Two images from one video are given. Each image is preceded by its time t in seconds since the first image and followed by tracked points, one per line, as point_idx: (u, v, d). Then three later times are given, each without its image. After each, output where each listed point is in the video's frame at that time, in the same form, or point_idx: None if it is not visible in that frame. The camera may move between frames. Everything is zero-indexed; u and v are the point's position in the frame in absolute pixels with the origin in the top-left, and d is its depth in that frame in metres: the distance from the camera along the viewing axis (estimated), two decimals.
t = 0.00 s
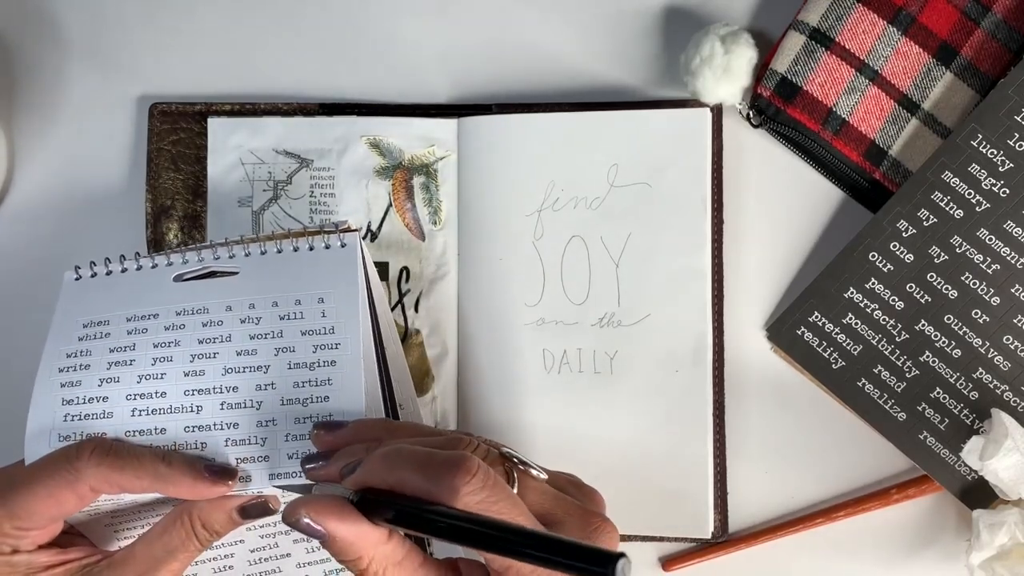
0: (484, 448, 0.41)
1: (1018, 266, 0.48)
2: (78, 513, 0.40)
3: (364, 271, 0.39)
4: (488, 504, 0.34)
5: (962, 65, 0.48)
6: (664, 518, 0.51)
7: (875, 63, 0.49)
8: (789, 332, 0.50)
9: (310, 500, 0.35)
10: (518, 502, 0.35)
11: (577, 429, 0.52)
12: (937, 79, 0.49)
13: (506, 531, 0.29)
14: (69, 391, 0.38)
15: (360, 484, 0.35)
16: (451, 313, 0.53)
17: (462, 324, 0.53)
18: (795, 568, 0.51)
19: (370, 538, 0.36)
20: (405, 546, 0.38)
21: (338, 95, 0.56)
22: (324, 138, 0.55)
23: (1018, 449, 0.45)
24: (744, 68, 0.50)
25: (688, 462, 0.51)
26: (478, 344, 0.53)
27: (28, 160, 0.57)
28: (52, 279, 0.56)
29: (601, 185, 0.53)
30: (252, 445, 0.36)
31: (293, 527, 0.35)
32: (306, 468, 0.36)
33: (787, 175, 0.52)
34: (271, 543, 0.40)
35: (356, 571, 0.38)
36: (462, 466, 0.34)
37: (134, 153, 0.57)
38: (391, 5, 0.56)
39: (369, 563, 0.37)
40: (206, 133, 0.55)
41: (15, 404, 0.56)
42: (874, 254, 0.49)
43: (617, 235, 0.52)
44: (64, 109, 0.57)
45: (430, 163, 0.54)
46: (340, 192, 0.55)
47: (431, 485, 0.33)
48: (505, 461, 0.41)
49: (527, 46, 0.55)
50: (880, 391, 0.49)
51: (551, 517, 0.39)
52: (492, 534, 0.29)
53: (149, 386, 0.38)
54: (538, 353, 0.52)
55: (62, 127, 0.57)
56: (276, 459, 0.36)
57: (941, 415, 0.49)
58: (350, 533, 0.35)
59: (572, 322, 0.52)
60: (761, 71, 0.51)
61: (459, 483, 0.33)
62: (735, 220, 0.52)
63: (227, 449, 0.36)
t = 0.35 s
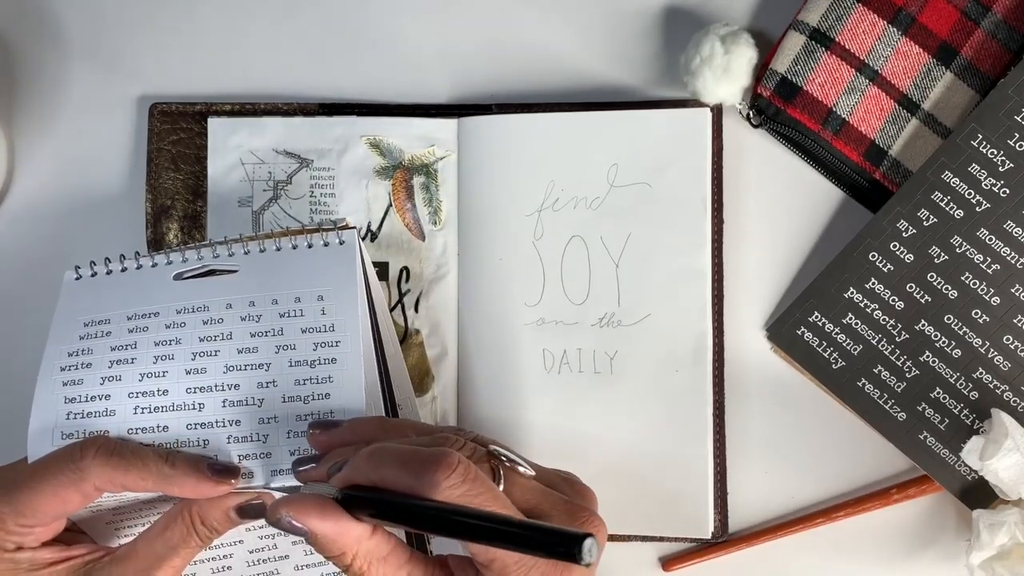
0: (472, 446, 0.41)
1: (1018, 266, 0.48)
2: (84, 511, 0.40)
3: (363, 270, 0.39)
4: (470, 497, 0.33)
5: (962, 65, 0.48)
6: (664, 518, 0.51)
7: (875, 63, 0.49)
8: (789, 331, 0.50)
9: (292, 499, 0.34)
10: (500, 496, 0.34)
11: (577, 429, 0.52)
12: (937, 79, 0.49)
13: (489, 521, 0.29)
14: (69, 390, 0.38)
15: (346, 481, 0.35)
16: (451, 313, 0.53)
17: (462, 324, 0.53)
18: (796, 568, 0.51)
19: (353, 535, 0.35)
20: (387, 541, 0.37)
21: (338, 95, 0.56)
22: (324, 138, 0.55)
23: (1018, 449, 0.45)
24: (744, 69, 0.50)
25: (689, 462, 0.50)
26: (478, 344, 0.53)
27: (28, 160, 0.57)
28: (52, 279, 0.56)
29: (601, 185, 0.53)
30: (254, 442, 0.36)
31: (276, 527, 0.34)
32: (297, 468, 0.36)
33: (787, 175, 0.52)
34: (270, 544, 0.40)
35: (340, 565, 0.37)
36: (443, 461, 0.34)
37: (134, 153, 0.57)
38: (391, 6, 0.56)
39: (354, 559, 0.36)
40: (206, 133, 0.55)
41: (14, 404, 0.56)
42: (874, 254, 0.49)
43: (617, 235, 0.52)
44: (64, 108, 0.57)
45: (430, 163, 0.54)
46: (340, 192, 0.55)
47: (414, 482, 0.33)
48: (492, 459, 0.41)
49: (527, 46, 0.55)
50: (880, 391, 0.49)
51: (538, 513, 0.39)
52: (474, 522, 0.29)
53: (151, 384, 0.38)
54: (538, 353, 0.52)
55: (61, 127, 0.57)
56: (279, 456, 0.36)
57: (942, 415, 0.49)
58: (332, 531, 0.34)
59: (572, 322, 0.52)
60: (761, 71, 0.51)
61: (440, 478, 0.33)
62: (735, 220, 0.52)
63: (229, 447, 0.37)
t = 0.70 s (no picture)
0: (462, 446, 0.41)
1: (1018, 266, 0.48)
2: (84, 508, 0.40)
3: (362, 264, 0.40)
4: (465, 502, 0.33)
5: (962, 65, 0.48)
6: (664, 517, 0.51)
7: (875, 63, 0.49)
8: (789, 331, 0.50)
9: (282, 505, 0.35)
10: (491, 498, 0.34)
11: (576, 429, 0.52)
12: (937, 79, 0.49)
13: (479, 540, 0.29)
14: (75, 385, 0.39)
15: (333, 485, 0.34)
16: (451, 313, 0.53)
17: (462, 325, 0.53)
18: (795, 568, 0.51)
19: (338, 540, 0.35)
20: (380, 546, 0.37)
21: (338, 95, 0.56)
22: (324, 138, 0.55)
23: (1018, 449, 0.45)
24: (744, 69, 0.50)
25: (688, 462, 0.50)
26: (478, 343, 0.53)
27: (28, 160, 0.57)
28: (53, 279, 0.56)
29: (601, 186, 0.53)
30: (257, 433, 0.37)
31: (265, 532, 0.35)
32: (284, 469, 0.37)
33: (787, 174, 0.52)
34: (270, 555, 0.40)
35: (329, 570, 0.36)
36: (434, 465, 0.33)
37: (134, 153, 0.57)
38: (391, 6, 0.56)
39: (342, 563, 0.36)
40: (206, 133, 0.55)
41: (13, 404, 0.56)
42: (874, 254, 0.49)
43: (617, 235, 0.52)
44: (64, 109, 0.58)
45: (430, 163, 0.54)
46: (340, 192, 0.55)
47: (405, 484, 0.33)
48: (482, 459, 0.41)
49: (527, 46, 0.55)
50: (880, 391, 0.49)
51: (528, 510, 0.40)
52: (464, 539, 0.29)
53: (155, 377, 0.38)
54: (538, 353, 0.52)
55: (61, 127, 0.57)
56: (281, 447, 0.37)
57: (941, 415, 0.49)
58: (319, 534, 0.34)
59: (572, 322, 0.52)
60: (761, 71, 0.51)
61: (433, 481, 0.33)
62: (735, 220, 0.52)
63: (232, 438, 0.37)
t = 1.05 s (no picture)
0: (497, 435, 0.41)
1: (1018, 266, 0.48)
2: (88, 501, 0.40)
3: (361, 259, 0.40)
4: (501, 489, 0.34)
5: (962, 65, 0.48)
6: (664, 517, 0.51)
7: (874, 63, 0.49)
8: (789, 331, 0.50)
9: (322, 478, 0.34)
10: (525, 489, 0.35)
11: (576, 429, 0.52)
12: (936, 79, 0.49)
13: (518, 518, 0.29)
14: (77, 382, 0.39)
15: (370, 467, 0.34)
16: (451, 313, 0.53)
17: (462, 325, 0.53)
18: (795, 568, 0.51)
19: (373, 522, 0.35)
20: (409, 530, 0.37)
21: (338, 96, 0.56)
22: (324, 138, 0.55)
23: (1018, 449, 0.45)
24: (744, 69, 0.50)
25: (688, 463, 0.50)
26: (478, 343, 0.53)
27: (28, 160, 0.57)
28: (53, 278, 0.56)
29: (601, 186, 0.53)
30: (257, 428, 0.37)
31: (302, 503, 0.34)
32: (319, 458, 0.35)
33: (787, 174, 0.52)
34: (271, 554, 0.40)
35: (357, 551, 0.36)
36: (474, 451, 0.34)
37: (135, 152, 0.57)
38: (391, 6, 0.56)
39: (373, 544, 0.36)
40: (206, 133, 0.55)
41: (12, 403, 0.55)
42: (874, 254, 0.49)
43: (617, 235, 0.52)
44: (65, 108, 0.58)
45: (430, 163, 0.54)
46: (340, 192, 0.55)
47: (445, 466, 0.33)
48: (516, 450, 0.41)
49: (527, 46, 0.55)
50: (880, 391, 0.49)
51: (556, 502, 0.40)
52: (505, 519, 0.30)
53: (156, 373, 0.38)
54: (538, 353, 0.52)
55: (62, 127, 0.57)
56: (281, 441, 0.36)
57: (941, 415, 0.49)
58: (355, 511, 0.34)
59: (572, 322, 0.52)
60: (761, 71, 0.51)
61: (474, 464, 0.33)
62: (735, 220, 0.52)
63: (232, 433, 0.37)
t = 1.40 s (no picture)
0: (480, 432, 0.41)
1: (1018, 266, 0.48)
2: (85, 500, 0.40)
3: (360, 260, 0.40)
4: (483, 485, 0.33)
5: (962, 64, 0.48)
6: (665, 517, 0.51)
7: (875, 63, 0.49)
8: (789, 331, 0.50)
9: (305, 481, 0.34)
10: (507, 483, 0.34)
11: (576, 429, 0.52)
12: (936, 79, 0.49)
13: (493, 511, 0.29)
14: (75, 382, 0.39)
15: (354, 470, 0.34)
16: (451, 314, 0.53)
17: (462, 325, 0.53)
18: (795, 568, 0.51)
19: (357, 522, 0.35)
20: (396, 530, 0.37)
21: (338, 96, 0.56)
22: (324, 138, 0.55)
23: (1018, 449, 0.45)
24: (744, 69, 0.50)
25: (688, 463, 0.50)
26: (478, 343, 0.53)
27: (28, 160, 0.57)
28: (53, 278, 0.56)
29: (601, 186, 0.53)
30: (257, 429, 0.37)
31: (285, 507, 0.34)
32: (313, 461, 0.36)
33: (787, 174, 0.52)
34: (270, 553, 0.40)
35: (345, 551, 0.36)
36: (453, 447, 0.33)
37: (135, 152, 0.57)
38: (391, 6, 0.56)
39: (360, 544, 0.36)
40: (206, 133, 0.55)
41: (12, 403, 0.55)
42: (874, 254, 0.49)
43: (617, 235, 0.52)
44: (65, 109, 0.58)
45: (430, 163, 0.54)
46: (340, 192, 0.55)
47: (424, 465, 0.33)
48: (501, 448, 0.40)
49: (527, 46, 0.55)
50: (880, 391, 0.50)
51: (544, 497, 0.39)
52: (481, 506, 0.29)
53: (155, 373, 0.38)
54: (538, 352, 0.52)
55: (61, 127, 0.57)
56: (280, 443, 0.37)
57: (941, 415, 0.49)
58: (340, 514, 0.34)
59: (572, 322, 0.52)
60: (761, 71, 0.51)
61: (454, 462, 0.33)
62: (735, 220, 0.52)
63: (231, 434, 0.37)
